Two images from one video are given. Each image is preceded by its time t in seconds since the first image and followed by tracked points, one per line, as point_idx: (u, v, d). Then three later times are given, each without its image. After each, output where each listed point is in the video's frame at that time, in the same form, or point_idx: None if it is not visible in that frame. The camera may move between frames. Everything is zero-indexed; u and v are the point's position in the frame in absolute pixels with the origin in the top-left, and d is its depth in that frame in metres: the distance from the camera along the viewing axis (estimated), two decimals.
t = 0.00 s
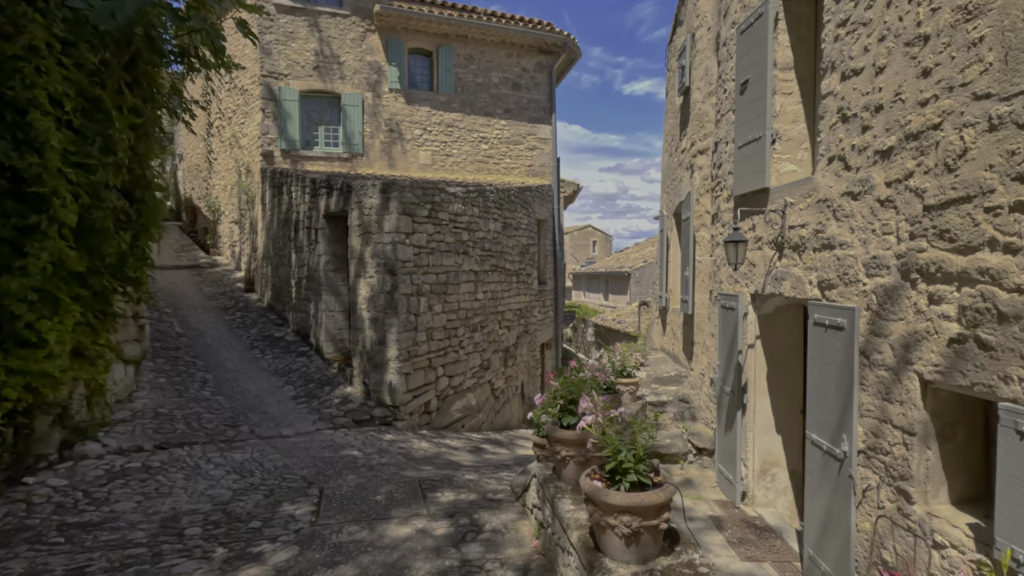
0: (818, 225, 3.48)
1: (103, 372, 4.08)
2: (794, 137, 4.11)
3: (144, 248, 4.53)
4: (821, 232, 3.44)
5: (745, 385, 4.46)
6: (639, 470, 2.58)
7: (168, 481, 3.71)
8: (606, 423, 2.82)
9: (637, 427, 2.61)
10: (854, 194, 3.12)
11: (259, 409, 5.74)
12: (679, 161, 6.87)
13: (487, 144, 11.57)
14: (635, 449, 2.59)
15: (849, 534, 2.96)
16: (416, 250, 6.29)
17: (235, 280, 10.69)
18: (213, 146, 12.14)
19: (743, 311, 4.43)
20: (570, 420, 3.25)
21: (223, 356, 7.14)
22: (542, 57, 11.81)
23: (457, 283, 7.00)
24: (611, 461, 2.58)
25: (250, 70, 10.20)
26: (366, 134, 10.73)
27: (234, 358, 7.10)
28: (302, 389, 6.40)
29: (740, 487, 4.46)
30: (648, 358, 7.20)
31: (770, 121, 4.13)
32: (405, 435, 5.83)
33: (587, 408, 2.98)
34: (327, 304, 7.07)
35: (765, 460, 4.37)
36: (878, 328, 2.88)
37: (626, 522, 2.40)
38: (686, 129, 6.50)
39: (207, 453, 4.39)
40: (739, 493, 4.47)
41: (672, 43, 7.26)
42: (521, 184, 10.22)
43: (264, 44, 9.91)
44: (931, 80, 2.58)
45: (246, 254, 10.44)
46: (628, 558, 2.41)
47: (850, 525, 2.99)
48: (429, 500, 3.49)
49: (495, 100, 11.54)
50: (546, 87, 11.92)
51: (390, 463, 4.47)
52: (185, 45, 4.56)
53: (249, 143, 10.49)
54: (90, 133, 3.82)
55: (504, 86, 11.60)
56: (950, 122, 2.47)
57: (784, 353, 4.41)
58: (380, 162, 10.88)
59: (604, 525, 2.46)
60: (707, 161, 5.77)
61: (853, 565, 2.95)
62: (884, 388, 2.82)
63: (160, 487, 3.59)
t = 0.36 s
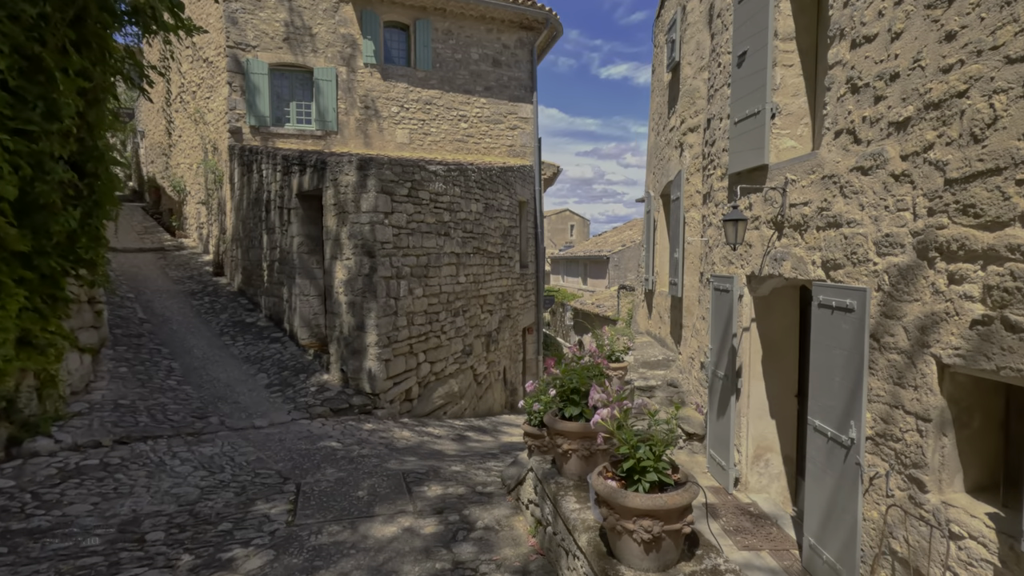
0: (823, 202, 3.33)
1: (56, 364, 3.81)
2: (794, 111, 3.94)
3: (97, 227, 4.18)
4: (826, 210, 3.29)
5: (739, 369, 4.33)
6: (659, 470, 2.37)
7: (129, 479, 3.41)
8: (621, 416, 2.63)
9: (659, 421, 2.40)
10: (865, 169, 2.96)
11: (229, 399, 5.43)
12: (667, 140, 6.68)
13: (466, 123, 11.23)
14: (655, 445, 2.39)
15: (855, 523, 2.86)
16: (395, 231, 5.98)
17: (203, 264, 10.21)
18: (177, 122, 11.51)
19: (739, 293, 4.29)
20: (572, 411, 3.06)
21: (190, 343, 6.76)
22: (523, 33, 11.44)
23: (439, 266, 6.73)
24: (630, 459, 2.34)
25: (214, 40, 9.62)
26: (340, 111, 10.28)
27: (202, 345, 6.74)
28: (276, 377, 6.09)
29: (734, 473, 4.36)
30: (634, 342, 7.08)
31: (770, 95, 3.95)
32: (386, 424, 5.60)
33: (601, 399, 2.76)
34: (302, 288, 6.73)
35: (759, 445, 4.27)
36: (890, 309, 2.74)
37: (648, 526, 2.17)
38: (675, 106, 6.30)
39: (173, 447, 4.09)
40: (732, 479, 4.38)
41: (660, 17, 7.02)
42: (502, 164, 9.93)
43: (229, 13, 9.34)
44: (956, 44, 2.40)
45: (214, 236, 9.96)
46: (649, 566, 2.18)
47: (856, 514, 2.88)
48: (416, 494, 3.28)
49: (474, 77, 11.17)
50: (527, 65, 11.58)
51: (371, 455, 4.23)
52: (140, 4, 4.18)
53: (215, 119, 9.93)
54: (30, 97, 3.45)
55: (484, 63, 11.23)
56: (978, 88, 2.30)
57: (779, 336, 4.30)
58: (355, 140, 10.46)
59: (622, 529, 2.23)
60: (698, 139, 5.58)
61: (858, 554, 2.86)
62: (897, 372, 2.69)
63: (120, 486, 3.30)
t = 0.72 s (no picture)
0: (825, 176, 3.17)
1: None
2: (791, 83, 3.76)
3: (38, 204, 3.82)
4: (829, 184, 3.14)
5: (730, 351, 4.21)
6: (681, 467, 2.17)
7: (79, 478, 3.11)
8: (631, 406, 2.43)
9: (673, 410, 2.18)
10: (873, 140, 2.80)
11: (194, 388, 5.10)
12: (653, 117, 6.48)
13: (443, 100, 10.85)
14: (672, 439, 2.18)
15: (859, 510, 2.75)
16: (371, 210, 5.67)
17: (165, 246, 9.69)
18: (134, 96, 10.83)
19: (731, 273, 4.15)
20: (572, 399, 2.82)
21: (151, 329, 6.36)
22: (501, 7, 11.04)
23: (416, 247, 6.45)
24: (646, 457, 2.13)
25: (172, 6, 8.99)
26: (310, 86, 9.79)
27: (164, 331, 6.34)
28: (244, 364, 5.76)
29: (724, 457, 4.25)
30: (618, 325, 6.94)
31: (767, 65, 3.76)
32: (363, 412, 5.34)
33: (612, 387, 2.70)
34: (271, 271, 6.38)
35: (750, 429, 4.17)
36: (899, 287, 2.60)
37: (669, 531, 1.99)
38: (662, 81, 6.09)
39: (130, 440, 3.78)
40: (722, 464, 4.27)
41: None
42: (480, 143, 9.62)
43: None
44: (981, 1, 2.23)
45: (176, 217, 9.43)
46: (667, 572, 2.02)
47: (860, 500, 2.77)
48: (397, 488, 3.06)
49: (451, 52, 10.75)
50: (505, 40, 11.21)
51: (347, 446, 3.99)
52: None
53: (174, 92, 9.34)
54: None
55: (461, 37, 10.81)
56: (1004, 49, 2.13)
57: (770, 318, 4.18)
58: (326, 117, 9.99)
59: (638, 533, 2.05)
60: (687, 114, 5.39)
61: (862, 541, 2.76)
62: (906, 353, 2.56)
63: (68, 486, 2.99)
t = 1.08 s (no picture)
0: (836, 152, 2.98)
1: None
2: (795, 53, 3.55)
3: None
4: (840, 160, 2.95)
5: (727, 338, 4.04)
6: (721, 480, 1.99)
7: (16, 487, 2.76)
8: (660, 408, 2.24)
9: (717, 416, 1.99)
10: (892, 111, 2.60)
11: (154, 382, 4.72)
12: (641, 95, 6.23)
13: (420, 78, 10.42)
14: (710, 450, 1.99)
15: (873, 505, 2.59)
16: (345, 189, 5.29)
17: (124, 230, 9.12)
18: (86, 69, 10.12)
19: (728, 255, 3.97)
20: (577, 394, 2.57)
21: (107, 319, 5.92)
22: None
23: (394, 230, 6.11)
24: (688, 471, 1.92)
25: None
26: (277, 60, 9.25)
27: (121, 321, 5.91)
28: (210, 355, 5.40)
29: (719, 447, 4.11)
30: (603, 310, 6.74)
31: (770, 34, 3.54)
32: (339, 405, 5.04)
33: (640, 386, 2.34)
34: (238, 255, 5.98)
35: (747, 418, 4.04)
36: (921, 269, 2.42)
37: (718, 557, 1.79)
38: (651, 57, 5.83)
39: (78, 442, 3.42)
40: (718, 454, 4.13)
41: None
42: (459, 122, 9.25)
43: None
44: None
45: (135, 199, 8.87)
46: None
47: (874, 495, 2.61)
48: (378, 492, 2.80)
49: (427, 27, 10.29)
50: (484, 16, 10.78)
51: (322, 443, 3.70)
52: None
53: (129, 65, 8.71)
54: None
55: (438, 12, 10.35)
56: None
57: (768, 302, 4.01)
58: (296, 93, 9.48)
59: (680, 561, 1.83)
60: (679, 91, 5.15)
61: (874, 537, 2.61)
62: (927, 340, 2.39)
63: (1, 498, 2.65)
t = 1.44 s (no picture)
0: (850, 127, 2.81)
1: None
2: (802, 23, 3.35)
3: None
4: (856, 136, 2.77)
5: (725, 324, 3.88)
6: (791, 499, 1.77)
7: None
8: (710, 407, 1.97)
9: (801, 438, 1.69)
10: (918, 81, 2.42)
11: (112, 379, 4.35)
12: (629, 72, 6.00)
13: (395, 55, 9.98)
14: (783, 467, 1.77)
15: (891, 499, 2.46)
16: (320, 169, 4.94)
17: (78, 214, 8.53)
18: (31, 40, 9.38)
19: (727, 238, 3.79)
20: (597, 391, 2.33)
21: (59, 310, 5.47)
22: None
23: (371, 213, 5.79)
24: (759, 494, 1.67)
25: None
26: (243, 34, 8.71)
27: (75, 312, 5.47)
28: (174, 347, 5.03)
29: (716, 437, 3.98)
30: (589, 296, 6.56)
31: (777, 2, 3.33)
32: (316, 399, 4.75)
33: (694, 392, 1.94)
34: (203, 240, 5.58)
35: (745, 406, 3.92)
36: (950, 251, 2.26)
37: None
38: (640, 31, 5.59)
39: (23, 447, 3.08)
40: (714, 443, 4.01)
41: None
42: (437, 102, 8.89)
43: None
44: None
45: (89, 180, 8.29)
46: None
47: (892, 489, 2.48)
48: (364, 498, 2.56)
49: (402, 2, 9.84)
50: None
51: (300, 443, 3.43)
52: None
53: (79, 35, 8.07)
54: None
55: None
56: None
57: (768, 287, 3.87)
58: (263, 70, 8.96)
59: None
60: (671, 66, 4.94)
61: (892, 533, 2.48)
62: (955, 326, 2.25)
63: None
